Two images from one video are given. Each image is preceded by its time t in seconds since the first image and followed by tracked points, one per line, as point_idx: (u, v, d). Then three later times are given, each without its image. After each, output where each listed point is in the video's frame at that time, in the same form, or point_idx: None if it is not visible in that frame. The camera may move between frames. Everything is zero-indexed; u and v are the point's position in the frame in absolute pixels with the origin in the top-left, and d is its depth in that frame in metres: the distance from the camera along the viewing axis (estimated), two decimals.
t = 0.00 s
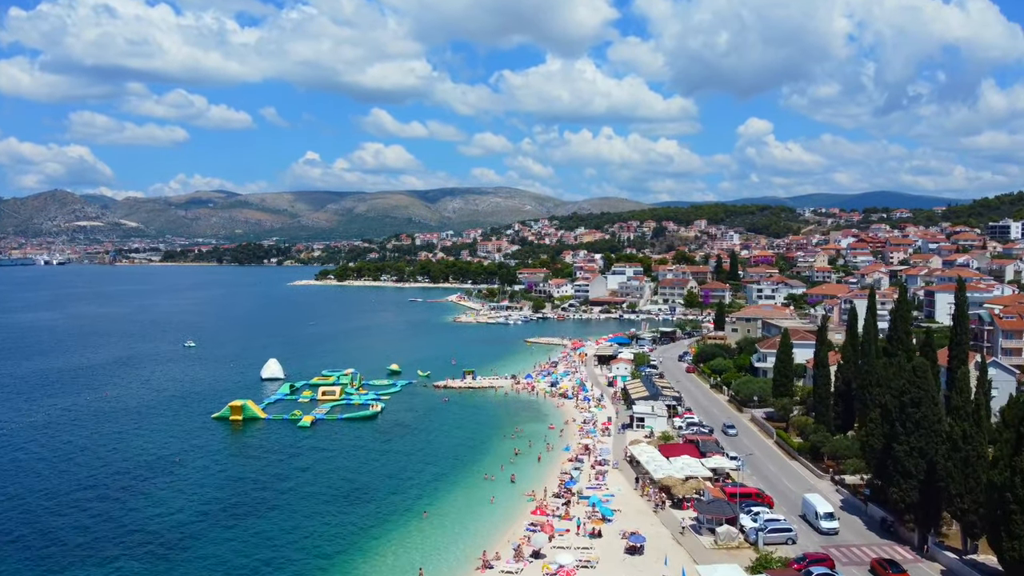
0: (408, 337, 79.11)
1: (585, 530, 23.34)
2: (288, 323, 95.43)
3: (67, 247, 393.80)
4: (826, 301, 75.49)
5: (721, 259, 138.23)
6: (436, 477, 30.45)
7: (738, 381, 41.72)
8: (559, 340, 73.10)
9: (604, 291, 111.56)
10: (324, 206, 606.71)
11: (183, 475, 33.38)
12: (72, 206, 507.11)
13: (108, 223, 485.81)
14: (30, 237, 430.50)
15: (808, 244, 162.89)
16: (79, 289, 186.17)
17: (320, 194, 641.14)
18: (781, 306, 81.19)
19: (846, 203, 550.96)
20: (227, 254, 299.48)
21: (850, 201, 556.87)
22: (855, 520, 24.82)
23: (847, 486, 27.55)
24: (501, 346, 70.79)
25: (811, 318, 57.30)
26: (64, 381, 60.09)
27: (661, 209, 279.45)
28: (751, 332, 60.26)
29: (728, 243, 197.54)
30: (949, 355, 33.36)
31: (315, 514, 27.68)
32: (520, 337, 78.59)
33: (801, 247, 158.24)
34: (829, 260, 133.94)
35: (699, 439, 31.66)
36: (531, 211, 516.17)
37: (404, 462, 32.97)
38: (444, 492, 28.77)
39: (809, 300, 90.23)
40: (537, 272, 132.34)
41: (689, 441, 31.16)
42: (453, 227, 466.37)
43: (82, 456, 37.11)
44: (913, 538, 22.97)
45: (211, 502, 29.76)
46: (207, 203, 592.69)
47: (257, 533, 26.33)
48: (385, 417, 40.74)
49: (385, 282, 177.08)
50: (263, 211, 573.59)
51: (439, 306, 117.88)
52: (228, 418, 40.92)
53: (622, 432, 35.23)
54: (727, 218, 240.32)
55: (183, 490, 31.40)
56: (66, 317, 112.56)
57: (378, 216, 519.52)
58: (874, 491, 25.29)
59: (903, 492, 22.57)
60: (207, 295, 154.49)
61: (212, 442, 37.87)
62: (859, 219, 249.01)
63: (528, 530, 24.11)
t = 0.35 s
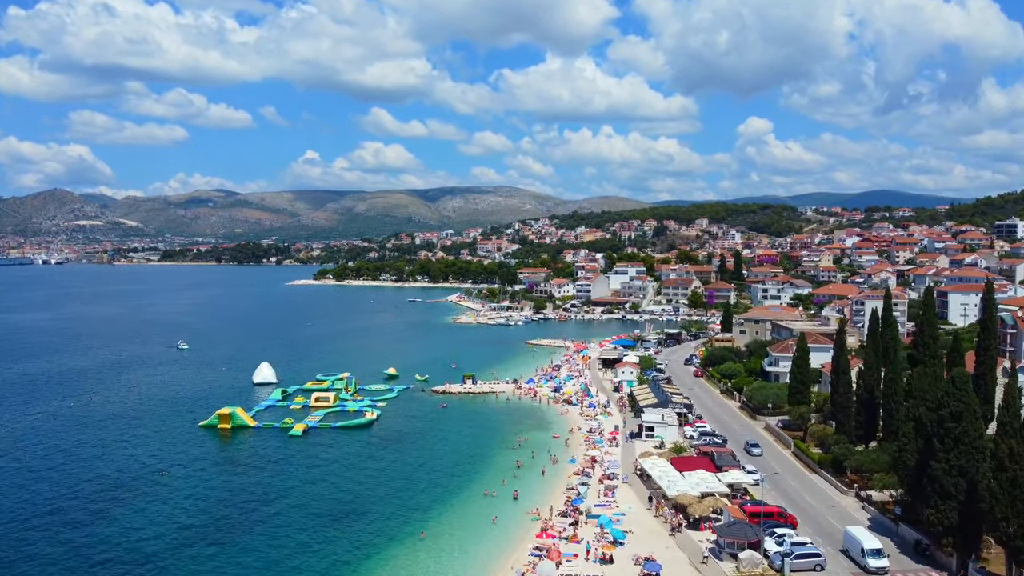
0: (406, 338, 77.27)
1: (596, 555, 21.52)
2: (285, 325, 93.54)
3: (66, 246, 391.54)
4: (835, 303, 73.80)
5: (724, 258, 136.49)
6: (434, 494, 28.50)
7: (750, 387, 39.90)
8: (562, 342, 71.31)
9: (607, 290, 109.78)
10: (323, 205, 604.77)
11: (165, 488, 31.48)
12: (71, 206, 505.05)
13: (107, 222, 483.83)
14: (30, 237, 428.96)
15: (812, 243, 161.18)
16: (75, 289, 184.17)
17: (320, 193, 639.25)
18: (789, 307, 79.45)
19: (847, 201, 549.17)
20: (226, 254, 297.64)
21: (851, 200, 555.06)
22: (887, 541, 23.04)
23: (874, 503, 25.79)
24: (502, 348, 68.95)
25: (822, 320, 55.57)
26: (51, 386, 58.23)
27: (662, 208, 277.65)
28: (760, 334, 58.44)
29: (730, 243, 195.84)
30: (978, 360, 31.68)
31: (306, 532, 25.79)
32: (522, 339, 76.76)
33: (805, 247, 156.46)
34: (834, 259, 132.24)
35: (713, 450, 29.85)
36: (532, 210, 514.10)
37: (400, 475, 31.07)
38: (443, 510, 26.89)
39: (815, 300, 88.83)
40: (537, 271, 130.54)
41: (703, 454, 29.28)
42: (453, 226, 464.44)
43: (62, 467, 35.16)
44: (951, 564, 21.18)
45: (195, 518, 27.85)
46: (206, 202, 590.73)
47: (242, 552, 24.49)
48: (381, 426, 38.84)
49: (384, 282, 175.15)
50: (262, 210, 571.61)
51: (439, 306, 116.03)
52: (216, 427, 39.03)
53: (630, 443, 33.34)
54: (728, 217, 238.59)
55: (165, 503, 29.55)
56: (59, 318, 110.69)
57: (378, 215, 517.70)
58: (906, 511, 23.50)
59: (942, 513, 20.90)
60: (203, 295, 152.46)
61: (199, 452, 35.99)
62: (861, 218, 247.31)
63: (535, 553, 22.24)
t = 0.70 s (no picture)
0: (405, 341, 75.49)
1: None
2: (281, 326, 91.65)
3: (65, 246, 389.25)
4: (843, 304, 72.13)
5: (727, 257, 134.76)
6: (433, 514, 26.67)
7: (763, 395, 38.06)
8: (564, 345, 69.50)
9: (609, 291, 108.05)
10: (323, 205, 602.73)
11: (146, 504, 29.63)
12: (70, 205, 502.87)
13: (106, 222, 481.60)
14: (30, 236, 427.73)
15: (815, 243, 159.42)
16: (71, 290, 182.13)
17: (319, 193, 637.22)
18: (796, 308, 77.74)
19: (848, 200, 547.40)
20: (225, 254, 295.88)
21: (853, 199, 553.20)
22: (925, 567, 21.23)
23: (906, 525, 24.00)
24: (503, 351, 67.14)
25: (834, 324, 53.85)
26: (38, 392, 56.42)
27: (663, 207, 275.68)
28: (769, 337, 56.63)
29: (731, 242, 194.15)
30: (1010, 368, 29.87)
31: (295, 557, 23.93)
32: (523, 341, 74.95)
33: (808, 246, 154.79)
34: (839, 259, 130.56)
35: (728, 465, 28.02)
36: (532, 210, 512.00)
37: (397, 492, 29.25)
38: (442, 532, 25.03)
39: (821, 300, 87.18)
40: (538, 271, 128.74)
41: (718, 469, 27.40)
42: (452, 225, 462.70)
43: (40, 480, 33.26)
44: None
45: (178, 540, 25.97)
46: (206, 202, 592.37)
47: None
48: (376, 436, 36.98)
49: (383, 282, 173.25)
50: (261, 210, 569.42)
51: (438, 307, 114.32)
52: (203, 436, 37.16)
53: (638, 456, 31.47)
54: (729, 217, 236.85)
55: (147, 523, 27.67)
56: (53, 319, 108.97)
57: (377, 214, 515.90)
58: (945, 536, 21.70)
59: (985, 541, 19.08)
60: (200, 296, 150.45)
61: (184, 464, 34.16)
62: (864, 217, 245.71)
63: None
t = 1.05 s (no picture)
0: (403, 344, 73.61)
1: None
2: (277, 328, 89.74)
3: (63, 245, 387.00)
4: (852, 305, 70.32)
5: (730, 257, 132.91)
6: (432, 535, 24.82)
7: (777, 402, 36.14)
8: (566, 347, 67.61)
9: (611, 291, 106.17)
10: (322, 204, 600.70)
11: (126, 521, 27.76)
12: (69, 205, 500.58)
13: (106, 222, 479.32)
14: (29, 236, 426.06)
15: (819, 242, 157.53)
16: (67, 290, 180.12)
17: (318, 192, 635.17)
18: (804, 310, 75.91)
19: (849, 199, 545.28)
20: (224, 253, 293.93)
21: (854, 199, 551.12)
22: None
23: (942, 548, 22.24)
24: (503, 354, 65.25)
25: (847, 326, 52.03)
26: (23, 398, 54.44)
27: (664, 206, 273.73)
28: (778, 340, 54.74)
29: (733, 242, 192.30)
30: None
31: None
32: (523, 344, 73.05)
33: (812, 245, 152.88)
34: (845, 258, 128.77)
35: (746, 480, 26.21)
36: (532, 209, 510.03)
37: (393, 510, 27.44)
38: (440, 556, 23.20)
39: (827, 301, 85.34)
40: (539, 271, 126.88)
41: (735, 486, 25.56)
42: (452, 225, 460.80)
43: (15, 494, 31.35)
44: None
45: (157, 563, 24.09)
46: (205, 201, 590.12)
47: None
48: (371, 447, 35.11)
49: (382, 282, 171.34)
50: (261, 209, 567.36)
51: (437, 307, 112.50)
52: (188, 447, 35.18)
53: (648, 470, 29.60)
54: (731, 216, 234.92)
55: (126, 544, 25.76)
56: (45, 321, 107.04)
57: (377, 214, 513.96)
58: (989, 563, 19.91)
59: None
60: (196, 296, 148.44)
61: (167, 477, 32.25)
62: (866, 216, 243.82)
63: None
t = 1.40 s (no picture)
0: (381, 346, 71.41)
1: None
2: (252, 330, 87.10)
3: (36, 245, 378.99)
4: (840, 305, 69.64)
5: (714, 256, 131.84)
6: (411, 561, 22.82)
7: (771, 408, 34.48)
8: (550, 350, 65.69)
9: (594, 291, 104.53)
10: (302, 203, 594.51)
11: (77, 545, 25.49)
12: (42, 203, 491.06)
13: (81, 220, 470.52)
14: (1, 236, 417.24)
15: (801, 241, 157.05)
16: (38, 291, 175.55)
17: (298, 191, 628.80)
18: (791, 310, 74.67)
19: (829, 199, 548.85)
20: (201, 253, 289.12)
21: (834, 198, 554.77)
22: None
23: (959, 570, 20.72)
24: (484, 357, 63.23)
25: (840, 328, 50.60)
26: None
27: (646, 206, 272.88)
28: (767, 341, 53.29)
29: (716, 241, 191.58)
30: None
31: None
32: (505, 346, 71.03)
33: (795, 245, 152.40)
34: (829, 257, 128.14)
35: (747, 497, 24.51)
36: (513, 208, 508.07)
37: (369, 531, 25.39)
38: None
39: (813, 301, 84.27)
40: (521, 271, 125.02)
41: (735, 503, 23.84)
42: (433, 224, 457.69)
43: None
44: None
45: None
46: (182, 200, 581.82)
47: None
48: (345, 459, 33.00)
49: (362, 282, 168.62)
50: (240, 208, 560.37)
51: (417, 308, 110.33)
52: (148, 461, 32.96)
53: (641, 484, 27.80)
54: (713, 215, 234.43)
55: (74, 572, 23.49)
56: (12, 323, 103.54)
57: (357, 213, 509.39)
58: None
59: None
60: (170, 297, 144.96)
61: (124, 494, 29.96)
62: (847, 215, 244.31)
63: None
